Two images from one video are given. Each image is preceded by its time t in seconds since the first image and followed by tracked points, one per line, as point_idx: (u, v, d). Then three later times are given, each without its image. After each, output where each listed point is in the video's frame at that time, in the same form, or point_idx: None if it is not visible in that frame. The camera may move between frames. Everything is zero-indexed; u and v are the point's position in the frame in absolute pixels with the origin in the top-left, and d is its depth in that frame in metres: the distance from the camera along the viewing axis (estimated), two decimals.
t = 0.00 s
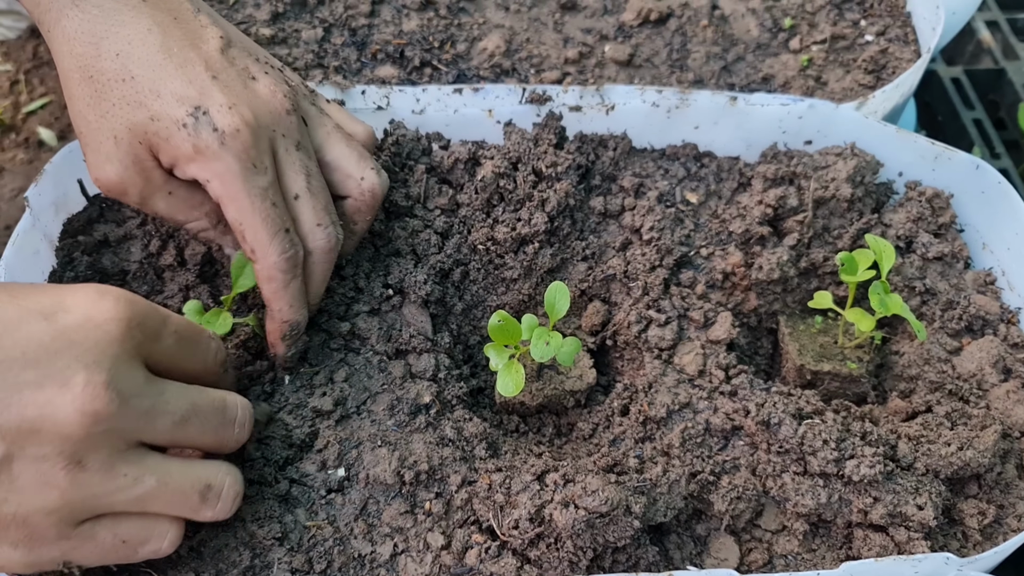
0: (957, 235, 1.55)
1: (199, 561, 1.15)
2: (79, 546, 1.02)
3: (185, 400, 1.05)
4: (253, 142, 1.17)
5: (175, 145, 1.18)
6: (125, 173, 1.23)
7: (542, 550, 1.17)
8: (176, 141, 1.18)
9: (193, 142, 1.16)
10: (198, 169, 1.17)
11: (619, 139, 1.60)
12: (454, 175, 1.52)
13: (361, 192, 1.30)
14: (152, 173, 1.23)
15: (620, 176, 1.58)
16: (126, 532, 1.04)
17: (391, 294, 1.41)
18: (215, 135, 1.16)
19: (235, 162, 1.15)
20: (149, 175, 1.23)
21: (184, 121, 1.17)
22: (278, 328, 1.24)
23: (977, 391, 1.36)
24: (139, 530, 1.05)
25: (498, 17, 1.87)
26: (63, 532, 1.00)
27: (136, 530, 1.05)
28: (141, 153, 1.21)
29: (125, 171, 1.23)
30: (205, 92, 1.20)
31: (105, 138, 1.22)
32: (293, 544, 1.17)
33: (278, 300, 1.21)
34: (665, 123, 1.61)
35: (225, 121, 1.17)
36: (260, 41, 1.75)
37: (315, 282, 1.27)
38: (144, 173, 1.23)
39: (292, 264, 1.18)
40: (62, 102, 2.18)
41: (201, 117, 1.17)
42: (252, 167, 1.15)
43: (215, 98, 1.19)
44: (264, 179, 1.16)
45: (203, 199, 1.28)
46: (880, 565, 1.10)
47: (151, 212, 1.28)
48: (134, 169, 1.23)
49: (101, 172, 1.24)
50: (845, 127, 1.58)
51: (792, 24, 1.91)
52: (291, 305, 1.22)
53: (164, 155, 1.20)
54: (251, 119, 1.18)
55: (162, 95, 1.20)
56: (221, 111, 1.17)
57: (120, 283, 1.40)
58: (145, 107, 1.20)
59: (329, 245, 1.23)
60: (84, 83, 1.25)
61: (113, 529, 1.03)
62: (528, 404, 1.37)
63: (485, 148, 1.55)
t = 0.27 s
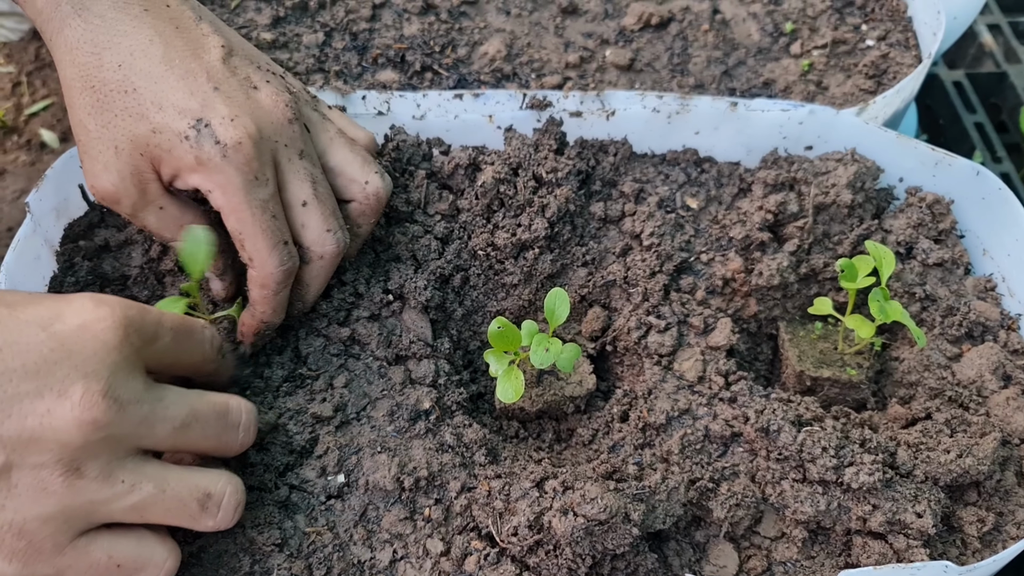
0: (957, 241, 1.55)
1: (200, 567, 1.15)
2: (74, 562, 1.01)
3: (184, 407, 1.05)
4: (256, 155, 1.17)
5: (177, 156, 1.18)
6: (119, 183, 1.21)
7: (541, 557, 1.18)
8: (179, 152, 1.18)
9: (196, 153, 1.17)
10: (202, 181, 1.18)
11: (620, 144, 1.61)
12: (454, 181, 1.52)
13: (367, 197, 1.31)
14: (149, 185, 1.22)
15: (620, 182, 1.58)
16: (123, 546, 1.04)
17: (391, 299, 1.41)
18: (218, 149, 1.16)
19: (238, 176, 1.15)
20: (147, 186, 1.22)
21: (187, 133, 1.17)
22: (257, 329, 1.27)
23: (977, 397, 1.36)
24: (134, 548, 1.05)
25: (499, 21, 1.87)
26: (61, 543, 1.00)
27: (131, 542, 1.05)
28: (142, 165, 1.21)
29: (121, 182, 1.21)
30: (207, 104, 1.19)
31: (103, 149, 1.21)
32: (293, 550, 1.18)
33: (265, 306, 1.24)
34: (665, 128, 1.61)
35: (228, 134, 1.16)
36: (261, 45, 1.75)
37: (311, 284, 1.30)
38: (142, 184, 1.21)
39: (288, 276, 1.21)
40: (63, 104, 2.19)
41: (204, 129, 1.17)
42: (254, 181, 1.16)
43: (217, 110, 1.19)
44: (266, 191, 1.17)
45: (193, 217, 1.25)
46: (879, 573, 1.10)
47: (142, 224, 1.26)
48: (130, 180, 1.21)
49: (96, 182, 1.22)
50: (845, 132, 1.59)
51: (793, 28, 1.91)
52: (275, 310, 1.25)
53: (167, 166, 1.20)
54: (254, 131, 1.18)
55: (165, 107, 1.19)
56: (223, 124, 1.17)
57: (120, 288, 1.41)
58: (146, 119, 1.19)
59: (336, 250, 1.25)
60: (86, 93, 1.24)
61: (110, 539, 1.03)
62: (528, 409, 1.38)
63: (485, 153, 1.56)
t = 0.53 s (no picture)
0: (959, 242, 1.55)
1: (200, 567, 1.15)
2: (81, 565, 1.00)
3: (193, 408, 1.06)
4: (258, 154, 1.16)
5: (180, 158, 1.19)
6: (137, 187, 1.25)
7: (541, 558, 1.18)
8: (181, 155, 1.18)
9: (197, 155, 1.17)
10: (205, 181, 1.18)
11: (621, 145, 1.61)
12: (456, 181, 1.52)
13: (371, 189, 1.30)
14: (162, 190, 1.25)
15: (622, 182, 1.58)
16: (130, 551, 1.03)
17: (392, 299, 1.41)
18: (218, 148, 1.15)
19: (238, 174, 1.15)
20: (159, 192, 1.25)
21: (187, 134, 1.17)
22: (249, 320, 1.28)
23: (979, 399, 1.35)
24: (141, 553, 1.04)
25: (501, 21, 1.87)
26: (69, 544, 1.00)
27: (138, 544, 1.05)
28: (150, 168, 1.22)
29: (134, 186, 1.25)
30: (206, 104, 1.19)
31: (114, 156, 1.23)
32: (293, 551, 1.18)
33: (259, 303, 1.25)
34: (667, 129, 1.61)
35: (228, 134, 1.16)
36: (263, 45, 1.75)
37: (314, 280, 1.30)
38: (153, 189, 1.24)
39: (287, 274, 1.22)
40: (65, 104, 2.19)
41: (203, 129, 1.17)
42: (254, 179, 1.16)
43: (216, 109, 1.18)
44: (267, 188, 1.17)
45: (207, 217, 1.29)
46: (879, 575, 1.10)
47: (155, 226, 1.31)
48: (143, 185, 1.25)
49: (113, 186, 1.27)
50: (847, 133, 1.58)
51: (796, 28, 1.91)
52: (269, 306, 1.26)
53: (172, 167, 1.21)
54: (255, 128, 1.17)
55: (164, 110, 1.19)
56: (223, 123, 1.17)
57: (122, 288, 1.41)
58: (147, 123, 1.19)
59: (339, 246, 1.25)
60: (87, 100, 1.24)
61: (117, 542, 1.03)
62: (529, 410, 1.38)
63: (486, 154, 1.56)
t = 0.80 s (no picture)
0: (958, 243, 1.55)
1: (199, 566, 1.16)
2: (73, 554, 1.00)
3: (177, 389, 1.09)
4: (250, 157, 1.17)
5: (174, 165, 1.19)
6: (136, 195, 1.24)
7: (538, 559, 1.18)
8: (175, 162, 1.18)
9: (190, 161, 1.17)
10: (200, 186, 1.18)
11: (620, 146, 1.61)
12: (455, 182, 1.53)
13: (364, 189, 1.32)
14: (160, 198, 1.24)
15: (621, 183, 1.58)
16: (120, 540, 1.03)
17: (391, 300, 1.42)
18: (208, 154, 1.16)
19: (230, 175, 1.16)
20: (157, 200, 1.25)
21: (178, 141, 1.17)
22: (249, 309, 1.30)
23: (977, 401, 1.36)
24: (133, 537, 1.04)
25: (501, 22, 1.87)
26: (61, 531, 0.99)
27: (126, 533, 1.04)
28: (148, 178, 1.22)
29: (133, 196, 1.24)
30: (196, 109, 1.19)
31: (111, 165, 1.23)
32: (292, 550, 1.18)
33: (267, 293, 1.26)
34: (666, 130, 1.61)
35: (217, 139, 1.16)
36: (264, 46, 1.75)
37: (319, 275, 1.31)
38: (154, 200, 1.24)
39: (289, 272, 1.22)
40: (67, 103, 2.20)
41: (193, 136, 1.17)
42: (248, 182, 1.16)
43: (206, 114, 1.19)
44: (262, 189, 1.17)
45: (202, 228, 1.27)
46: None
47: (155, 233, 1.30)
48: (141, 194, 1.24)
49: (111, 196, 1.26)
50: (847, 134, 1.59)
51: (796, 29, 1.91)
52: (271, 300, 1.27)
53: (169, 174, 1.20)
54: (245, 129, 1.18)
55: (156, 118, 1.19)
56: (212, 128, 1.17)
57: (122, 288, 1.41)
58: (139, 134, 1.19)
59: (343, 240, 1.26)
60: (82, 111, 1.24)
61: (104, 531, 1.02)
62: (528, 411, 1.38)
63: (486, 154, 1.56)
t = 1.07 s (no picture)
0: (962, 244, 1.54)
1: (199, 566, 1.15)
2: None
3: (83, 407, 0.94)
4: None
5: None
6: (253, 45, 1.21)
7: (540, 559, 1.17)
8: None
9: None
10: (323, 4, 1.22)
11: (623, 145, 1.60)
12: (457, 181, 1.51)
13: None
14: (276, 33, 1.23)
15: (624, 183, 1.57)
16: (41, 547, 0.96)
17: (393, 299, 1.42)
18: None
19: None
20: (271, 35, 1.22)
21: None
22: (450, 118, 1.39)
23: (981, 402, 1.35)
24: None
25: (504, 21, 1.87)
26: None
27: None
28: (263, 23, 1.22)
29: (250, 48, 1.21)
30: None
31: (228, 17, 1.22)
32: (293, 550, 1.17)
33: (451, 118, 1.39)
34: (669, 129, 1.61)
35: None
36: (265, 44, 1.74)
37: (485, 49, 1.39)
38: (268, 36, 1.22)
39: (439, 59, 1.26)
40: (70, 102, 2.20)
41: None
42: None
43: None
44: None
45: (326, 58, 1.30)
46: None
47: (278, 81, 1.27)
48: (258, 41, 1.21)
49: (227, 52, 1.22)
50: (850, 134, 1.58)
51: (800, 29, 1.91)
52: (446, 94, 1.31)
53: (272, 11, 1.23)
54: None
55: None
56: None
57: (124, 287, 1.41)
58: None
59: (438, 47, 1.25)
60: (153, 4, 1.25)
61: None
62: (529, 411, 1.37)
63: (488, 153, 1.55)
